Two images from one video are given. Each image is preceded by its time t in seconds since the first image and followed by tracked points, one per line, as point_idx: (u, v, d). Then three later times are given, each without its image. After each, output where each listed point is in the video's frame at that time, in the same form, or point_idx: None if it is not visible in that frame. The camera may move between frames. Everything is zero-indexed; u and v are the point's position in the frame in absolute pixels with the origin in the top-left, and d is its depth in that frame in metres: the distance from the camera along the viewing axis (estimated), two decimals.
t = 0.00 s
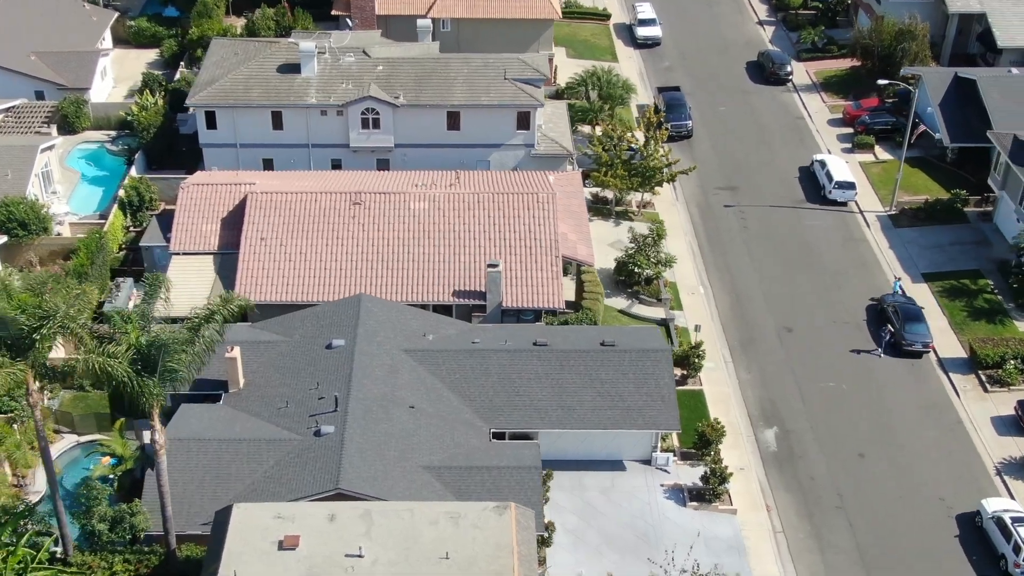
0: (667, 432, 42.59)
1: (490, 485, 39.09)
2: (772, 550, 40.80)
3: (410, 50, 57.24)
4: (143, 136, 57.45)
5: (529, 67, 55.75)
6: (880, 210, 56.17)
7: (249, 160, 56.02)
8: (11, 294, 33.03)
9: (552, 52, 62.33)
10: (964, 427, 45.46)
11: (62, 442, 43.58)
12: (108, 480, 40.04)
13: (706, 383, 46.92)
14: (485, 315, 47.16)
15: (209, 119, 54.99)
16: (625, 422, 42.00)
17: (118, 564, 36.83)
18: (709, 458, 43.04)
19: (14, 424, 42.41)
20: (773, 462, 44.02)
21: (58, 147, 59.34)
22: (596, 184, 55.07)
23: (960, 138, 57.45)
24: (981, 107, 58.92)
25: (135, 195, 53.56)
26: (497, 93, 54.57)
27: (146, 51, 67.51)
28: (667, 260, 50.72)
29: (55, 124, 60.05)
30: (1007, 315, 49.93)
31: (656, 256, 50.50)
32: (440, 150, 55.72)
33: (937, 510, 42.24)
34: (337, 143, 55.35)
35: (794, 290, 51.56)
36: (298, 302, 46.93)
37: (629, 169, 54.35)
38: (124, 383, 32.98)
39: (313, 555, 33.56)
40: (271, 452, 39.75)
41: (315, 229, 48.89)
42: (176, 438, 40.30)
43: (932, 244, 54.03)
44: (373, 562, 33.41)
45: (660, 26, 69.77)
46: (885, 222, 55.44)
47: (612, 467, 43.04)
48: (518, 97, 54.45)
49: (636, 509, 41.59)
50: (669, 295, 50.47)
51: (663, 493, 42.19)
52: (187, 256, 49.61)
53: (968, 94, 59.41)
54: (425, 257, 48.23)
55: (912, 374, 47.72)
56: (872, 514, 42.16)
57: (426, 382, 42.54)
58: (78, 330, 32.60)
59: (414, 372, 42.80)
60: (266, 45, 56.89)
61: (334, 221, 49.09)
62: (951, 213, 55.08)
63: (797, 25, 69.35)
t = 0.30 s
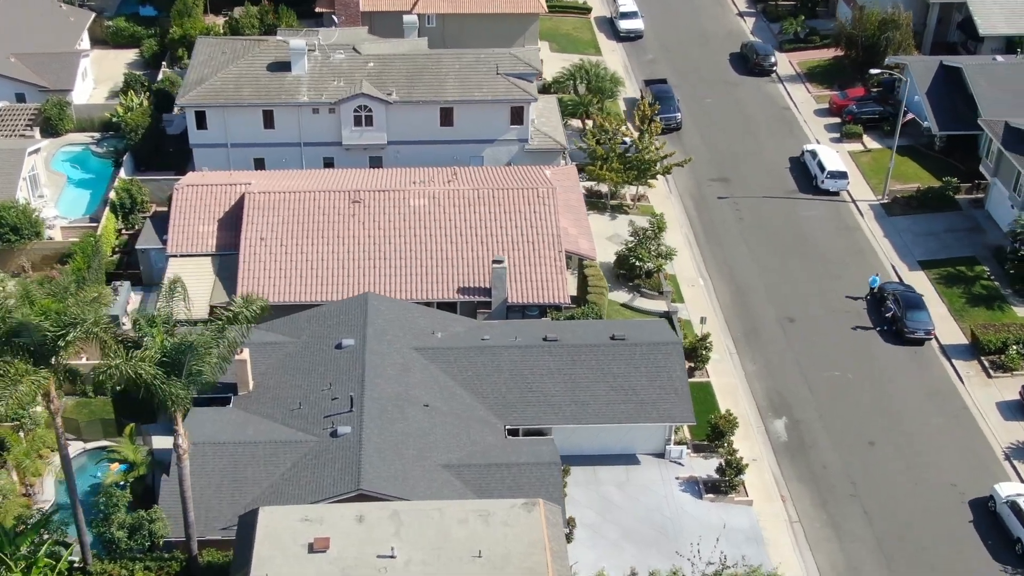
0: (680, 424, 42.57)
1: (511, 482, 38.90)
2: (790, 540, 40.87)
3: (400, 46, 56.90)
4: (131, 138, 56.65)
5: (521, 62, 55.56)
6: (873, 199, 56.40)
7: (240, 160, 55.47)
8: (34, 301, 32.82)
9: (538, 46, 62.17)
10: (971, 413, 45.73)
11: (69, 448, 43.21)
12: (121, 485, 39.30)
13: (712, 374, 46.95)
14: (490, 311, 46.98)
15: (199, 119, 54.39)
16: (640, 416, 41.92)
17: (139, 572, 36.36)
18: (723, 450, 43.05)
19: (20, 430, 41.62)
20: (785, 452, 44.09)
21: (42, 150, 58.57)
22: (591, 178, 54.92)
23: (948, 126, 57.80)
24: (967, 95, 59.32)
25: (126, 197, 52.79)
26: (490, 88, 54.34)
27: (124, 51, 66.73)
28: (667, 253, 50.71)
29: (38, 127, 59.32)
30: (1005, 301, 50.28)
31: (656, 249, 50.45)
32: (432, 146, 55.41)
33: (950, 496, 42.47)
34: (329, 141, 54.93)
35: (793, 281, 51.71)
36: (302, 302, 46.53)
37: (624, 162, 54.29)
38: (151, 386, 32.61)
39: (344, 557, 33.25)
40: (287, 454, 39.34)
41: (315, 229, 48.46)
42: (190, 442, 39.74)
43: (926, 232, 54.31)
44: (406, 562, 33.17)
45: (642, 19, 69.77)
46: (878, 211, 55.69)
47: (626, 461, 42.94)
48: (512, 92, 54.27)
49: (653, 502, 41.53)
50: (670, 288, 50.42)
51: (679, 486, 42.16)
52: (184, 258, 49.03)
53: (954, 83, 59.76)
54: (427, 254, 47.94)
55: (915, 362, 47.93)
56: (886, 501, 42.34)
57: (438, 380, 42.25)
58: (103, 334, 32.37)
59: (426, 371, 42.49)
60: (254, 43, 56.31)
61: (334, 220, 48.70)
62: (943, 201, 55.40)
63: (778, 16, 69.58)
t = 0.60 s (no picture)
0: (693, 418, 42.61)
1: (531, 479, 38.78)
2: (806, 530, 40.98)
3: (388, 43, 56.58)
4: (119, 141, 55.81)
5: (513, 58, 55.40)
6: (864, 188, 56.69)
7: (231, 161, 54.98)
8: (56, 305, 32.20)
9: (525, 42, 62.06)
10: (975, 399, 46.07)
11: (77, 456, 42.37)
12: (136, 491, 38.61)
13: (718, 367, 47.04)
14: (496, 308, 46.87)
15: (189, 120, 53.84)
16: (654, 410, 41.92)
17: None
18: (736, 442, 43.07)
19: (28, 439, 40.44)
20: (795, 443, 44.22)
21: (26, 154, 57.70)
22: (586, 173, 54.86)
23: (936, 115, 58.16)
24: (953, 84, 59.73)
25: (118, 201, 52.09)
26: (483, 84, 54.15)
27: (103, 52, 65.97)
28: (668, 246, 50.63)
29: (21, 130, 58.47)
30: (1002, 288, 50.65)
31: (657, 243, 50.45)
32: (425, 143, 55.16)
33: (962, 483, 42.76)
34: (321, 140, 54.56)
35: (791, 272, 51.90)
36: (306, 303, 46.18)
37: (619, 157, 54.29)
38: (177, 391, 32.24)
39: (376, 558, 32.99)
40: (304, 457, 39.00)
41: (315, 229, 48.11)
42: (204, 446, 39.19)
43: (919, 220, 54.64)
44: (439, 562, 32.98)
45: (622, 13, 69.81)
46: (870, 200, 55.99)
47: (640, 456, 42.91)
48: (505, 88, 54.11)
49: (669, 497, 41.54)
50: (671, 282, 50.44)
51: (693, 480, 42.18)
52: (182, 261, 48.49)
53: (939, 72, 60.14)
54: (429, 252, 47.72)
55: (918, 350, 48.21)
56: (899, 489, 42.57)
57: (450, 379, 42.05)
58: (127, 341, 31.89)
59: (437, 370, 42.27)
60: (242, 43, 55.81)
61: (334, 220, 48.34)
62: (934, 190, 55.78)
63: (757, 8, 69.90)
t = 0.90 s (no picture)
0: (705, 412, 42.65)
1: (551, 478, 38.65)
2: (822, 522, 41.13)
3: (377, 42, 56.21)
4: (106, 145, 55.13)
5: (504, 55, 55.23)
6: (855, 180, 56.96)
7: (222, 163, 54.43)
8: (82, 315, 31.81)
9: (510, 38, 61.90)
10: (979, 388, 46.42)
11: (85, 465, 42.06)
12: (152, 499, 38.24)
13: (724, 360, 47.13)
14: (500, 307, 46.76)
15: (179, 122, 53.24)
16: (667, 406, 41.91)
17: None
18: (748, 435, 43.25)
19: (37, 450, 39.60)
20: (804, 435, 44.37)
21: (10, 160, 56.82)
22: (580, 169, 54.74)
23: (923, 106, 58.52)
24: (937, 74, 60.14)
25: (111, 206, 51.45)
26: (475, 82, 53.94)
27: (81, 55, 65.16)
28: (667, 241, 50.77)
29: (4, 136, 57.61)
30: (998, 276, 51.02)
31: (656, 238, 50.44)
32: (418, 142, 54.88)
33: (971, 470, 43.05)
34: (313, 140, 54.14)
35: (788, 265, 52.07)
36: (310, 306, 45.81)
37: (612, 152, 54.25)
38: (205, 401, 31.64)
39: (408, 561, 32.76)
40: (322, 461, 38.65)
41: (315, 230, 47.72)
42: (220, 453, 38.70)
43: (911, 210, 54.96)
44: (472, 563, 32.81)
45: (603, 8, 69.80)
46: (861, 191, 56.27)
47: (652, 452, 42.91)
48: (498, 85, 53.92)
49: (684, 492, 41.52)
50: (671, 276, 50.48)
51: (708, 474, 42.20)
52: (180, 266, 47.97)
53: (923, 63, 60.51)
54: (431, 252, 47.51)
55: (919, 340, 48.48)
56: (910, 478, 42.81)
57: (462, 379, 41.82)
58: (151, 352, 31.38)
59: (449, 370, 42.01)
60: (230, 43, 55.28)
61: (334, 221, 47.98)
62: (924, 180, 56.13)
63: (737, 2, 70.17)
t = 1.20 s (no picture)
0: (717, 405, 42.65)
1: (571, 475, 38.54)
2: (837, 512, 41.26)
3: (366, 40, 55.80)
4: (94, 148, 54.49)
5: (495, 51, 55.01)
6: (845, 170, 57.22)
7: (213, 165, 53.90)
8: (109, 323, 31.84)
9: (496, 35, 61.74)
10: (982, 375, 46.77)
11: (93, 474, 41.51)
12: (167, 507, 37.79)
13: (729, 353, 47.23)
14: (505, 304, 46.62)
15: (169, 124, 52.66)
16: (680, 400, 41.89)
17: None
18: (759, 427, 43.29)
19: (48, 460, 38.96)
20: (813, 425, 44.52)
21: None
22: (574, 164, 54.62)
23: (910, 96, 58.85)
24: (922, 64, 60.51)
25: (104, 211, 50.82)
26: (468, 78, 53.68)
27: (59, 58, 64.31)
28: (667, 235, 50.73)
29: None
30: (993, 264, 51.40)
31: (656, 232, 50.30)
32: (410, 140, 54.58)
33: (981, 457, 43.36)
34: (305, 140, 53.72)
35: (785, 257, 52.25)
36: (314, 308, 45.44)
37: (606, 147, 54.18)
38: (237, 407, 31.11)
39: (442, 563, 32.56)
40: (341, 464, 38.31)
41: (316, 231, 47.35)
42: (237, 458, 38.25)
43: (903, 200, 55.28)
44: (506, 563, 32.65)
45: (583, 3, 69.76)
46: (852, 182, 56.53)
47: (665, 446, 42.89)
48: (490, 81, 53.72)
49: (700, 485, 41.51)
50: (670, 270, 50.49)
51: (722, 467, 42.22)
52: (179, 269, 47.46)
53: (908, 53, 60.86)
54: (434, 250, 47.26)
55: (919, 328, 48.77)
56: (921, 466, 43.05)
57: (475, 377, 41.60)
58: (181, 357, 31.00)
59: (461, 369, 41.77)
60: (218, 43, 54.70)
61: (335, 221, 47.64)
62: (914, 169, 56.48)
63: None
